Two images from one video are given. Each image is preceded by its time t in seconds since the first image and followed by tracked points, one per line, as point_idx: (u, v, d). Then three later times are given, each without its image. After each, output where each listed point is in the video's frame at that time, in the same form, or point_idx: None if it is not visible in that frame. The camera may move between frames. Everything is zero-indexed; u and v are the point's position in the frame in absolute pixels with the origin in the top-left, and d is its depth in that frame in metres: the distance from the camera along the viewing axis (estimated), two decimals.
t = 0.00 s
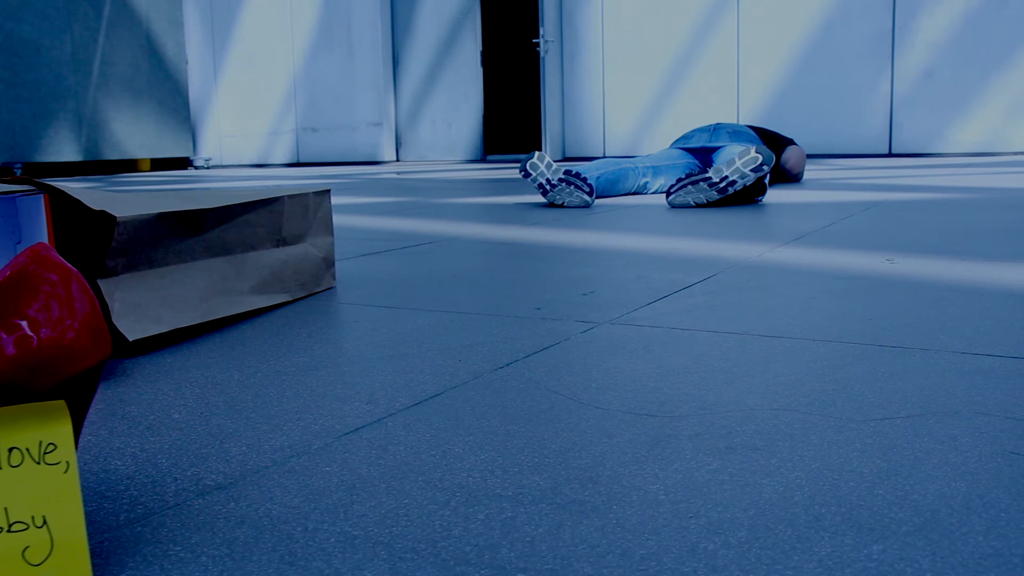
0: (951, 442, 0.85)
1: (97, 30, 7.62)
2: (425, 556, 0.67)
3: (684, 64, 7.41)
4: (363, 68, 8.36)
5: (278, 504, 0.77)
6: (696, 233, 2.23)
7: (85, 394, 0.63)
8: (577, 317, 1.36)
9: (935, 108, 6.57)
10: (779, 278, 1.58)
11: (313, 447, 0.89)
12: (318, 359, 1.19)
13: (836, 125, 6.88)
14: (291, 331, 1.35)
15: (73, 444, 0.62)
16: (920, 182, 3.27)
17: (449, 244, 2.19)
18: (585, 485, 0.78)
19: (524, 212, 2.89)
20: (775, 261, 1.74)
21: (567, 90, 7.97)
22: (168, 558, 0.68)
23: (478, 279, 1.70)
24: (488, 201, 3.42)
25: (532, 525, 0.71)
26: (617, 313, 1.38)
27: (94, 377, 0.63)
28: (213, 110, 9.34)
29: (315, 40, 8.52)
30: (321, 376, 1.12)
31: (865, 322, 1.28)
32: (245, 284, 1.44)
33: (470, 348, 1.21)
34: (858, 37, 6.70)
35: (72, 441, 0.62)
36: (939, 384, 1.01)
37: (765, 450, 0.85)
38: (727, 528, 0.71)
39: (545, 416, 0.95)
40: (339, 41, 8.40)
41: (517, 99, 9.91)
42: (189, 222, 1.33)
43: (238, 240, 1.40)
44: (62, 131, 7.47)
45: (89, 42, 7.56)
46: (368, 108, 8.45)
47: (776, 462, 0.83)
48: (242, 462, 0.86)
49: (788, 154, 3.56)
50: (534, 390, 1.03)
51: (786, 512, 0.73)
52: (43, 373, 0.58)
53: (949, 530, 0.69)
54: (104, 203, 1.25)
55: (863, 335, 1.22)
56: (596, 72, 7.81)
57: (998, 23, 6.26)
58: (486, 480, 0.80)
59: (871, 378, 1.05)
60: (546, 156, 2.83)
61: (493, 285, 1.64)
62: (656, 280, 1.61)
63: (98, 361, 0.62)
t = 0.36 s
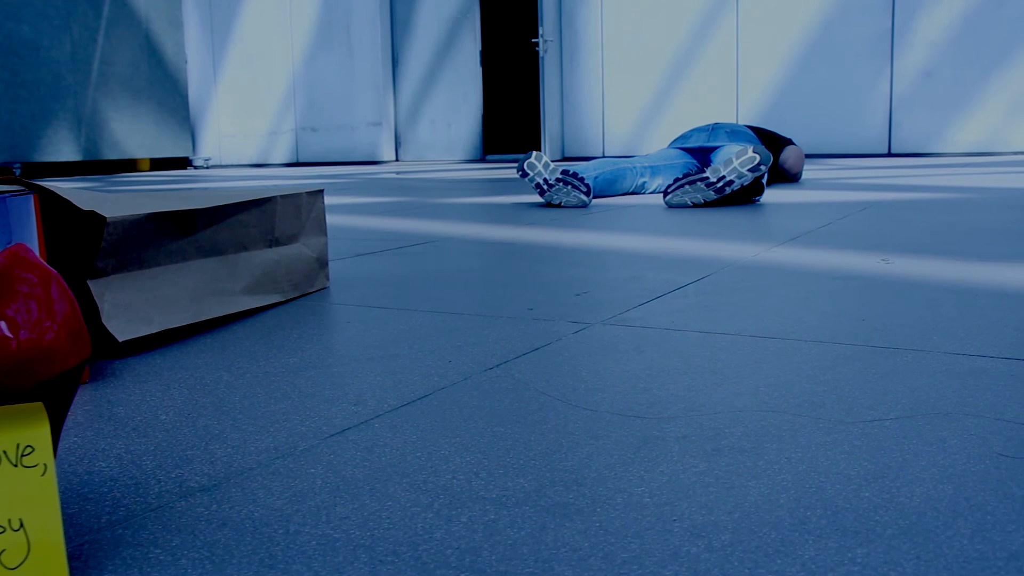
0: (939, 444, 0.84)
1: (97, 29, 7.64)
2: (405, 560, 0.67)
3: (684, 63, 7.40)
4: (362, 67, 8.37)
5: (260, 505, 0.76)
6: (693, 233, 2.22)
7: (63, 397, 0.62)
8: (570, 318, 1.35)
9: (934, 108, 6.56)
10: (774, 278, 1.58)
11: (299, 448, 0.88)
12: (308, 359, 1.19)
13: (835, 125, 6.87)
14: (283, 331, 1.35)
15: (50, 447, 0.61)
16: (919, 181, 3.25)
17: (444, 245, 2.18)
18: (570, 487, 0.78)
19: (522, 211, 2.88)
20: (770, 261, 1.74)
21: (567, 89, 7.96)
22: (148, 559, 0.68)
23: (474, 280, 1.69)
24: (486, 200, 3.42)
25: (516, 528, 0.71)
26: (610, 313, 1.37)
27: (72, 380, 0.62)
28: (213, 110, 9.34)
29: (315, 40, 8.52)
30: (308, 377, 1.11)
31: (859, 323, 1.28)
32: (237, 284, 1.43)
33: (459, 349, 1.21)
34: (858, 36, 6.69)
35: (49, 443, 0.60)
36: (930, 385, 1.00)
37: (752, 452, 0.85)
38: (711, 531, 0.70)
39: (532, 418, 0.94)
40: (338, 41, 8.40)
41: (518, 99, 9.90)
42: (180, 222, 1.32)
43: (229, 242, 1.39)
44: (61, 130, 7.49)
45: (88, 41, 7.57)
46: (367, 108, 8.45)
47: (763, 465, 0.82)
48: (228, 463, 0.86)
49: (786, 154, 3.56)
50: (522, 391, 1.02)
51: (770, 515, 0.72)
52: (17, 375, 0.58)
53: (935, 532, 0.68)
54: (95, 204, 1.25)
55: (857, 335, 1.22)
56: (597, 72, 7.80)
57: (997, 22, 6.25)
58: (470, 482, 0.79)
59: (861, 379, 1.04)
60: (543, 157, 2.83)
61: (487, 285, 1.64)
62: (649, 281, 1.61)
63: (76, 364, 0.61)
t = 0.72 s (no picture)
0: (922, 447, 0.84)
1: (96, 30, 7.64)
2: (377, 564, 0.66)
3: (683, 63, 7.38)
4: (362, 68, 8.38)
5: (236, 509, 0.76)
6: (686, 234, 2.21)
7: (34, 398, 0.61)
8: (558, 319, 1.35)
9: (933, 108, 6.55)
10: (764, 279, 1.57)
11: (279, 451, 0.88)
12: (293, 361, 1.18)
13: (833, 125, 6.86)
14: (270, 333, 1.34)
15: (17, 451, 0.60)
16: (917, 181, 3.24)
17: (437, 245, 2.18)
18: (547, 491, 0.77)
19: (518, 211, 2.88)
20: (762, 262, 1.73)
21: (566, 89, 7.94)
22: (119, 564, 0.67)
23: (464, 280, 1.69)
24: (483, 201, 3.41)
25: (490, 532, 0.70)
26: (599, 314, 1.37)
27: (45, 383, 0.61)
28: (213, 110, 9.35)
29: (314, 40, 8.52)
30: (292, 378, 1.11)
31: (848, 324, 1.27)
32: (225, 285, 1.43)
33: (445, 351, 1.20)
34: (857, 36, 6.67)
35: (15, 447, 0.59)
36: (917, 388, 0.99)
37: (734, 455, 0.84)
38: (688, 536, 0.69)
39: (515, 420, 0.93)
40: (337, 41, 8.41)
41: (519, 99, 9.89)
42: (167, 223, 1.32)
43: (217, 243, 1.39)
44: (61, 130, 7.50)
45: (87, 40, 7.58)
46: (366, 108, 8.46)
47: (744, 468, 0.81)
48: (206, 466, 0.85)
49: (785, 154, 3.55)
50: (505, 394, 1.01)
51: (749, 520, 0.72)
52: None
53: (913, 537, 0.68)
54: (81, 205, 1.24)
55: (845, 337, 1.21)
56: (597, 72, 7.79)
57: (996, 22, 6.23)
58: (448, 485, 0.79)
59: (848, 382, 1.03)
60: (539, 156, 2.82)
61: (477, 286, 1.63)
62: (640, 282, 1.60)
63: (49, 366, 0.60)
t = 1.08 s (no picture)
0: (911, 449, 0.83)
1: (94, 30, 7.64)
2: (359, 567, 0.66)
3: (682, 63, 7.37)
4: (360, 68, 8.38)
5: (219, 511, 0.75)
6: (682, 234, 2.21)
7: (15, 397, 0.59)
8: (550, 320, 1.34)
9: (932, 108, 6.53)
10: (759, 280, 1.56)
11: (266, 453, 0.88)
12: (284, 362, 1.18)
13: (832, 126, 6.85)
14: (261, 334, 1.34)
15: None
16: (915, 182, 3.23)
17: (432, 246, 2.17)
18: (533, 494, 0.77)
19: (515, 212, 2.87)
20: (756, 262, 1.73)
21: (564, 89, 7.94)
22: (100, 566, 0.67)
23: (458, 281, 1.68)
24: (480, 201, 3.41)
25: (474, 535, 0.70)
26: (592, 315, 1.36)
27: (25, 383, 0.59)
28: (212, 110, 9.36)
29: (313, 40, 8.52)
30: (282, 380, 1.10)
31: (841, 325, 1.27)
32: (217, 286, 1.42)
33: (436, 352, 1.20)
34: (856, 36, 6.66)
35: None
36: (909, 390, 0.99)
37: (721, 457, 0.84)
38: (672, 540, 0.69)
39: (503, 422, 0.93)
40: (336, 42, 8.41)
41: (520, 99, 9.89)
42: (158, 223, 1.32)
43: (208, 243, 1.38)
44: (59, 130, 7.50)
45: (85, 40, 7.58)
46: (365, 109, 8.45)
47: (731, 471, 0.81)
48: (192, 468, 0.85)
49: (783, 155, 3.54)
50: (494, 395, 1.01)
51: (734, 523, 0.71)
52: None
53: (899, 540, 0.67)
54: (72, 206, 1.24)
55: (838, 338, 1.20)
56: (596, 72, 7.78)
57: (995, 23, 6.22)
58: (433, 488, 0.78)
59: (840, 384, 1.02)
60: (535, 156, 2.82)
61: (471, 287, 1.63)
62: (633, 282, 1.60)
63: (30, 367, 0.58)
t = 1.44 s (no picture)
0: (900, 452, 0.83)
1: (93, 30, 7.65)
2: (342, 569, 0.65)
3: (682, 63, 7.36)
4: (360, 68, 8.38)
5: (203, 513, 0.75)
6: (678, 234, 2.21)
7: None
8: (543, 321, 1.34)
9: (931, 108, 6.52)
10: (753, 280, 1.56)
11: (253, 454, 0.87)
12: (275, 363, 1.18)
13: (832, 125, 6.85)
14: (253, 335, 1.34)
15: None
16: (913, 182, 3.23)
17: (427, 246, 2.17)
18: (519, 496, 0.76)
19: (512, 212, 2.87)
20: (752, 262, 1.72)
21: (564, 89, 7.94)
22: (82, 568, 0.67)
23: (453, 282, 1.68)
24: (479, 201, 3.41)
25: (458, 538, 0.70)
26: (585, 315, 1.36)
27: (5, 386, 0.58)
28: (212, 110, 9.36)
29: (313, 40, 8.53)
30: (273, 381, 1.10)
31: (834, 325, 1.26)
32: (210, 287, 1.42)
33: (427, 352, 1.19)
34: (856, 35, 6.65)
35: None
36: (900, 391, 0.98)
37: (710, 459, 0.83)
38: (657, 541, 0.68)
39: (493, 423, 0.93)
40: (336, 42, 8.41)
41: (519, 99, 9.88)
42: (150, 224, 1.32)
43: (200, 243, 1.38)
44: (59, 130, 7.50)
45: (85, 40, 7.59)
46: (365, 109, 8.46)
47: (719, 473, 0.80)
48: (178, 470, 0.85)
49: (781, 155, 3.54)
50: (484, 396, 1.00)
51: (719, 526, 0.71)
52: None
53: (885, 544, 0.67)
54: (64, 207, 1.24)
55: (831, 338, 1.20)
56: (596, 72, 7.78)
57: (995, 23, 6.21)
58: (419, 490, 0.78)
59: (831, 384, 1.02)
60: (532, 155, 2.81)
61: (465, 288, 1.62)
62: (628, 282, 1.59)
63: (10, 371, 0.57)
